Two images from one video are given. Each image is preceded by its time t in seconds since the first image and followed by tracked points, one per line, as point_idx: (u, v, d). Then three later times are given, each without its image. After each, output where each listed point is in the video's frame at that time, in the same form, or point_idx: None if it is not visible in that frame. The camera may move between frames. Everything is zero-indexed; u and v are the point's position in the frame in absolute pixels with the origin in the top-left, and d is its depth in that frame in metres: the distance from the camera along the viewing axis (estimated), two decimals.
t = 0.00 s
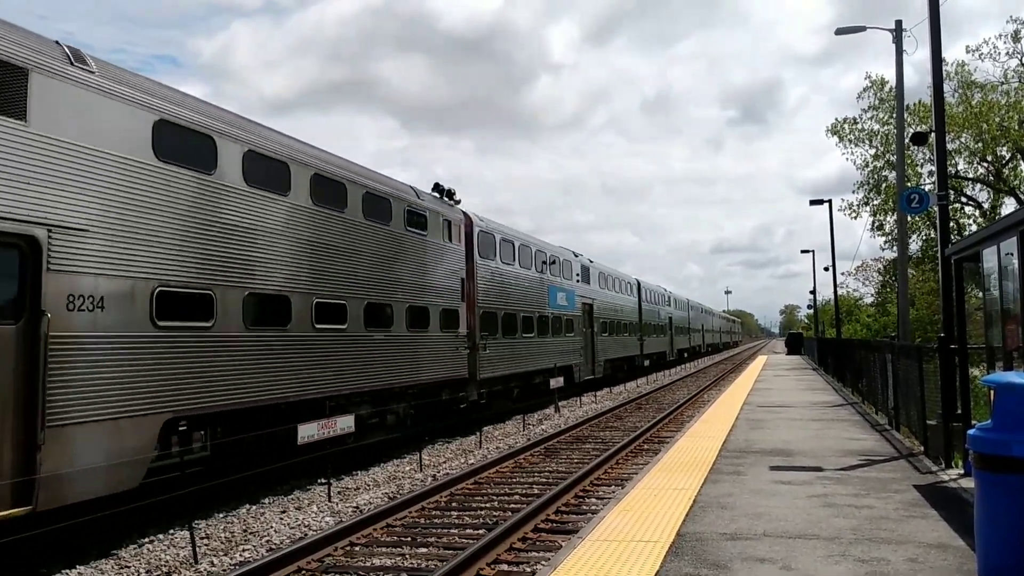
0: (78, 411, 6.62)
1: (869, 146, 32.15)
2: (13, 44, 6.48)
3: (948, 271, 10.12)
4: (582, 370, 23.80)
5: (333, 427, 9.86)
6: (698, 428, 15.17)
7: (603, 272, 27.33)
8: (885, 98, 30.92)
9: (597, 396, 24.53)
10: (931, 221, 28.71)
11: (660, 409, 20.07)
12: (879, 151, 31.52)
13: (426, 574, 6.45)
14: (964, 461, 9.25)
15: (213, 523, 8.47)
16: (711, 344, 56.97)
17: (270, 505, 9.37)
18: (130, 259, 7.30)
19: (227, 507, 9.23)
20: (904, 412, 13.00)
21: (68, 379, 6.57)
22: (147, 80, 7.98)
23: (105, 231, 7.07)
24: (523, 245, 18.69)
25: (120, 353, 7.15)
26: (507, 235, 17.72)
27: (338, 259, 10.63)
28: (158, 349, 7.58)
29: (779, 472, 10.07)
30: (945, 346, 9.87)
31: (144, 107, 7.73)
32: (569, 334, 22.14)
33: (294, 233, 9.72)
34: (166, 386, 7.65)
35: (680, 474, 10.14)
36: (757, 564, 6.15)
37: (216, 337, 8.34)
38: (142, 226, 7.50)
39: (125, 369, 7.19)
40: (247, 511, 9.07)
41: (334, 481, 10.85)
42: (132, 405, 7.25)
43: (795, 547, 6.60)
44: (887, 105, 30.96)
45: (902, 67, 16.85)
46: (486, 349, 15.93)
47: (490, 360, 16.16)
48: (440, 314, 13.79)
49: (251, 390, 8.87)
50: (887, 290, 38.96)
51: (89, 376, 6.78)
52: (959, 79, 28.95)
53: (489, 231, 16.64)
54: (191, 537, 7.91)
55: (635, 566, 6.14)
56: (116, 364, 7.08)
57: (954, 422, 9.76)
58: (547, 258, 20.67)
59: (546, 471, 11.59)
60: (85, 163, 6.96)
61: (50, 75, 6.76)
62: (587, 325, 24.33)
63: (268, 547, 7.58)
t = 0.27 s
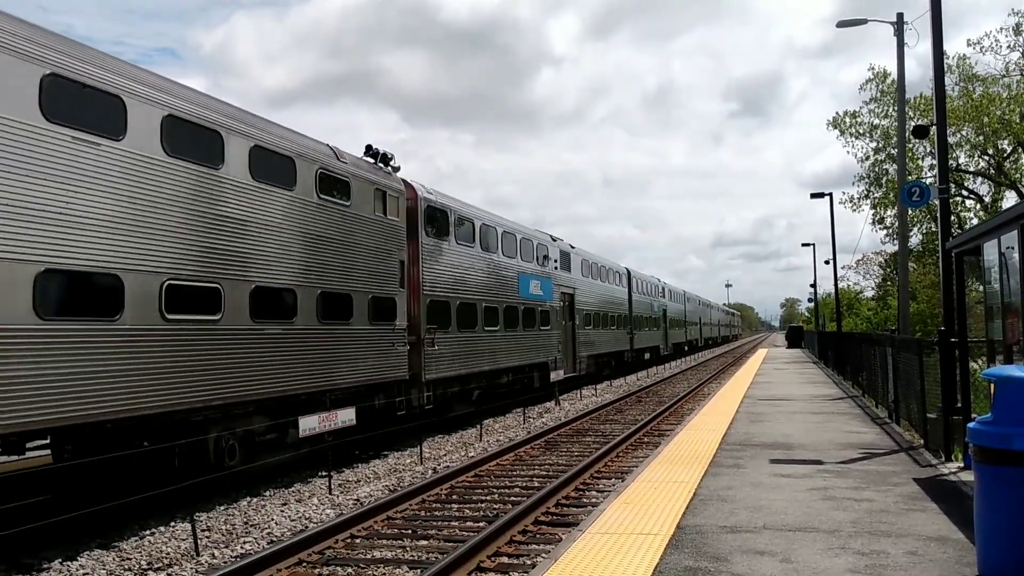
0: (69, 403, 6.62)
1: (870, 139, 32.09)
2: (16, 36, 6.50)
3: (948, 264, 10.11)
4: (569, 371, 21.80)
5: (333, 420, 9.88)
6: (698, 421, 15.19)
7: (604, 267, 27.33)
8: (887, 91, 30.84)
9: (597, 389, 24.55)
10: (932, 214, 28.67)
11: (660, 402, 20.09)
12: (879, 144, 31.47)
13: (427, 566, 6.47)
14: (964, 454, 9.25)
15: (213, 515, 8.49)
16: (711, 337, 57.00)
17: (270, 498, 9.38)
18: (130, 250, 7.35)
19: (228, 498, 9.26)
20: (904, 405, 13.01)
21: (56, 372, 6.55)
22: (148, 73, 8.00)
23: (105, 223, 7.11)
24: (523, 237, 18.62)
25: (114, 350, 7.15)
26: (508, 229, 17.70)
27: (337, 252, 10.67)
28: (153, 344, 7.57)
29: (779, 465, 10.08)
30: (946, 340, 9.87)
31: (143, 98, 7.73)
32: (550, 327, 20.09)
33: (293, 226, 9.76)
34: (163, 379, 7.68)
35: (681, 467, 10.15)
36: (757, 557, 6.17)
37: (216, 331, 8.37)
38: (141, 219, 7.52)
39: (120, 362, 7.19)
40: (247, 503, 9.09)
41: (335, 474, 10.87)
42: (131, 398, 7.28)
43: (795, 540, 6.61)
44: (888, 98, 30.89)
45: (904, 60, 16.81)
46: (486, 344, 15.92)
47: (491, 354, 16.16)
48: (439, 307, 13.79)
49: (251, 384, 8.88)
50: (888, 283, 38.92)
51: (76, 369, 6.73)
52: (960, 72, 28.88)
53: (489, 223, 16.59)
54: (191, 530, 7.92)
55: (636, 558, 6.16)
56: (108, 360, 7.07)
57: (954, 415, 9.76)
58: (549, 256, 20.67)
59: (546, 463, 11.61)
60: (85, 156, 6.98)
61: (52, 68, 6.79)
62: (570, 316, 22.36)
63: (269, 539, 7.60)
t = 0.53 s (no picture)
0: (63, 398, 6.55)
1: (870, 134, 32.05)
2: (17, 30, 6.47)
3: (948, 259, 10.10)
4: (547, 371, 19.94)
5: (333, 414, 9.88)
6: (698, 415, 15.20)
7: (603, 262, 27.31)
8: (887, 86, 30.79)
9: (596, 383, 24.56)
10: (932, 209, 28.65)
11: (659, 396, 20.10)
12: (880, 139, 31.42)
13: (426, 560, 6.49)
14: (963, 449, 9.26)
15: (213, 509, 8.50)
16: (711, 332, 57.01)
17: (270, 491, 9.39)
18: (133, 242, 7.36)
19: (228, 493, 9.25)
20: (904, 400, 13.02)
21: (49, 363, 6.48)
22: (147, 66, 7.97)
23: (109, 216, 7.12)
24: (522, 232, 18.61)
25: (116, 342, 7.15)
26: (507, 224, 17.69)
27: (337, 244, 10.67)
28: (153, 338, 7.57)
29: (778, 460, 10.08)
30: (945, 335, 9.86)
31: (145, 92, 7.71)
32: (525, 322, 18.35)
33: (293, 219, 9.76)
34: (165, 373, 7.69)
35: (680, 461, 10.15)
36: (756, 551, 6.18)
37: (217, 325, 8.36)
38: (144, 212, 7.52)
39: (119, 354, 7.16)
40: (247, 496, 9.10)
41: (334, 468, 10.88)
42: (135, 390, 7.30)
43: (794, 534, 6.62)
44: (888, 93, 30.85)
45: (904, 55, 16.77)
46: (485, 339, 15.91)
47: (490, 349, 16.16)
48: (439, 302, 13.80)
49: (250, 378, 8.88)
50: (888, 278, 38.90)
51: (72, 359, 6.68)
52: (961, 66, 28.83)
53: (487, 217, 16.59)
54: (192, 523, 7.93)
55: (635, 552, 6.17)
56: (105, 354, 7.02)
57: (953, 410, 9.76)
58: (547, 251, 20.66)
59: (545, 458, 11.62)
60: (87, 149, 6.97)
61: (57, 62, 6.78)
62: (551, 311, 20.56)
63: (269, 533, 7.61)
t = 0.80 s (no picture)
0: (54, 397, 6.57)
1: (870, 131, 32.03)
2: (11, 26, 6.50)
3: (948, 256, 10.08)
4: (522, 374, 18.17)
5: (333, 411, 9.89)
6: (697, 412, 15.21)
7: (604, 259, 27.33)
8: (887, 83, 30.77)
9: (596, 381, 24.56)
10: (932, 206, 28.64)
11: (659, 393, 20.11)
12: (880, 137, 31.41)
13: (426, 557, 6.49)
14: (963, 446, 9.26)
15: (213, 506, 8.50)
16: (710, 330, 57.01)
17: (270, 489, 9.40)
18: (125, 236, 7.40)
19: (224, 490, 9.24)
20: (904, 396, 13.02)
21: (28, 363, 6.38)
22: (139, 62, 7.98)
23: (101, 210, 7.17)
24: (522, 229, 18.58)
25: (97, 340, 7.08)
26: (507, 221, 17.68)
27: (335, 243, 10.64)
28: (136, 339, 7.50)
29: (778, 457, 10.09)
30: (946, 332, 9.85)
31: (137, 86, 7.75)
32: (497, 320, 16.61)
33: (294, 217, 9.72)
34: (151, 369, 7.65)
35: (680, 458, 10.14)
36: (755, 548, 6.18)
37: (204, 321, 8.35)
38: (136, 205, 7.56)
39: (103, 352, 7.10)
40: (247, 494, 9.10)
41: (334, 465, 10.88)
42: (118, 386, 7.25)
43: (794, 531, 6.62)
44: (888, 90, 30.83)
45: (904, 52, 16.75)
46: (485, 336, 15.90)
47: (491, 346, 16.14)
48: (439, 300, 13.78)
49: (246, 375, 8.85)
50: (888, 275, 38.89)
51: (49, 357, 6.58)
52: (961, 63, 28.80)
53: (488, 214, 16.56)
54: (192, 520, 7.94)
55: (635, 548, 6.19)
56: (90, 354, 6.97)
57: (954, 407, 9.76)
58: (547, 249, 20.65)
59: (545, 455, 11.62)
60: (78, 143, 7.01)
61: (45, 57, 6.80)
62: (527, 308, 18.87)
63: (269, 530, 7.61)
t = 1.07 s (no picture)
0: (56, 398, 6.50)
1: (870, 129, 32.03)
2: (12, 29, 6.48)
3: (948, 253, 10.08)
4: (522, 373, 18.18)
5: (333, 410, 9.90)
6: (697, 410, 15.21)
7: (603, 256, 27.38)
8: (886, 81, 30.77)
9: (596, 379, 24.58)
10: (931, 204, 28.64)
11: (659, 392, 20.12)
12: (879, 134, 31.40)
13: (425, 556, 6.50)
14: (963, 443, 9.27)
15: (213, 504, 8.50)
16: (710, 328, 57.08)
17: (270, 487, 9.41)
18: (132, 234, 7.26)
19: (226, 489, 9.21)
20: (904, 394, 13.03)
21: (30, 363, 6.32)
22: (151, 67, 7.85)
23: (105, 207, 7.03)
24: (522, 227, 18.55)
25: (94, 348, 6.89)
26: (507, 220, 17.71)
27: (336, 240, 10.59)
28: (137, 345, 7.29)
29: (778, 455, 10.10)
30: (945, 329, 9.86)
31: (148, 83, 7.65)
32: (460, 318, 14.63)
33: (295, 216, 9.71)
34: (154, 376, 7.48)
35: (680, 456, 10.15)
36: (755, 545, 6.19)
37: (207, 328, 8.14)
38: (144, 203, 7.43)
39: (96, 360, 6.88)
40: (247, 492, 9.10)
41: (334, 463, 10.89)
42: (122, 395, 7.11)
43: (793, 529, 6.63)
44: (888, 88, 30.83)
45: (904, 49, 16.74)
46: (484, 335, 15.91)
47: (490, 344, 16.15)
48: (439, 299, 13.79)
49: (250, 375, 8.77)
50: (888, 273, 38.90)
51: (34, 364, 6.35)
52: (961, 61, 28.79)
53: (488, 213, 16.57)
54: (193, 518, 7.95)
55: (636, 546, 6.20)
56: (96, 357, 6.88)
57: (953, 405, 9.77)
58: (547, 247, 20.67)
59: (546, 453, 11.62)
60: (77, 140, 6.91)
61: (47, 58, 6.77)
62: (498, 305, 16.98)
63: (269, 528, 7.62)
